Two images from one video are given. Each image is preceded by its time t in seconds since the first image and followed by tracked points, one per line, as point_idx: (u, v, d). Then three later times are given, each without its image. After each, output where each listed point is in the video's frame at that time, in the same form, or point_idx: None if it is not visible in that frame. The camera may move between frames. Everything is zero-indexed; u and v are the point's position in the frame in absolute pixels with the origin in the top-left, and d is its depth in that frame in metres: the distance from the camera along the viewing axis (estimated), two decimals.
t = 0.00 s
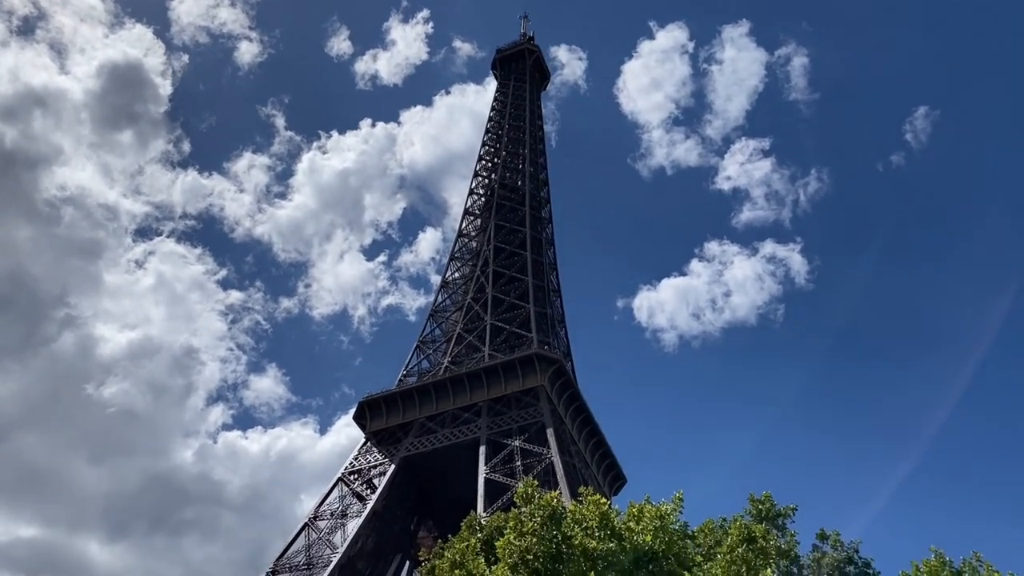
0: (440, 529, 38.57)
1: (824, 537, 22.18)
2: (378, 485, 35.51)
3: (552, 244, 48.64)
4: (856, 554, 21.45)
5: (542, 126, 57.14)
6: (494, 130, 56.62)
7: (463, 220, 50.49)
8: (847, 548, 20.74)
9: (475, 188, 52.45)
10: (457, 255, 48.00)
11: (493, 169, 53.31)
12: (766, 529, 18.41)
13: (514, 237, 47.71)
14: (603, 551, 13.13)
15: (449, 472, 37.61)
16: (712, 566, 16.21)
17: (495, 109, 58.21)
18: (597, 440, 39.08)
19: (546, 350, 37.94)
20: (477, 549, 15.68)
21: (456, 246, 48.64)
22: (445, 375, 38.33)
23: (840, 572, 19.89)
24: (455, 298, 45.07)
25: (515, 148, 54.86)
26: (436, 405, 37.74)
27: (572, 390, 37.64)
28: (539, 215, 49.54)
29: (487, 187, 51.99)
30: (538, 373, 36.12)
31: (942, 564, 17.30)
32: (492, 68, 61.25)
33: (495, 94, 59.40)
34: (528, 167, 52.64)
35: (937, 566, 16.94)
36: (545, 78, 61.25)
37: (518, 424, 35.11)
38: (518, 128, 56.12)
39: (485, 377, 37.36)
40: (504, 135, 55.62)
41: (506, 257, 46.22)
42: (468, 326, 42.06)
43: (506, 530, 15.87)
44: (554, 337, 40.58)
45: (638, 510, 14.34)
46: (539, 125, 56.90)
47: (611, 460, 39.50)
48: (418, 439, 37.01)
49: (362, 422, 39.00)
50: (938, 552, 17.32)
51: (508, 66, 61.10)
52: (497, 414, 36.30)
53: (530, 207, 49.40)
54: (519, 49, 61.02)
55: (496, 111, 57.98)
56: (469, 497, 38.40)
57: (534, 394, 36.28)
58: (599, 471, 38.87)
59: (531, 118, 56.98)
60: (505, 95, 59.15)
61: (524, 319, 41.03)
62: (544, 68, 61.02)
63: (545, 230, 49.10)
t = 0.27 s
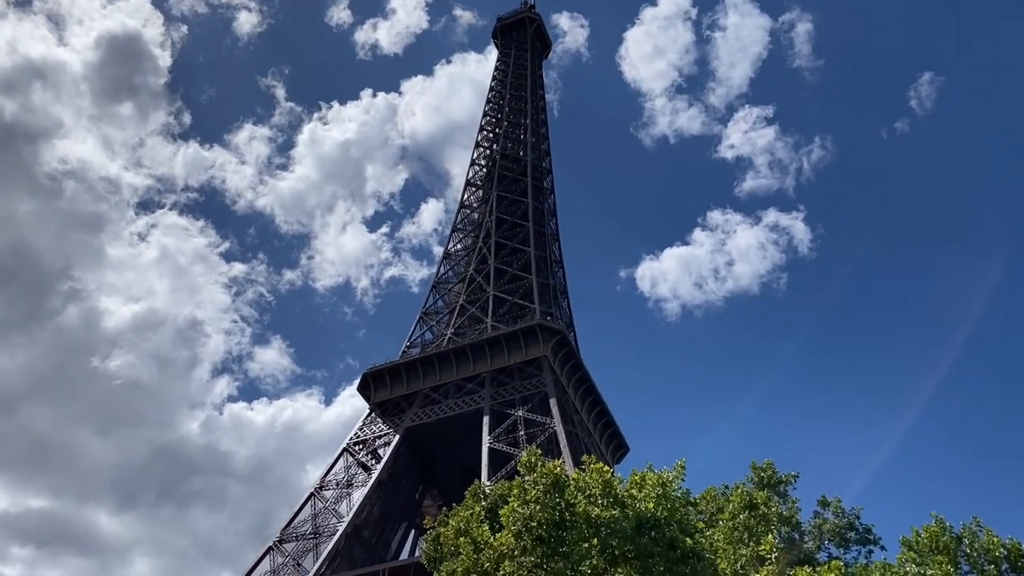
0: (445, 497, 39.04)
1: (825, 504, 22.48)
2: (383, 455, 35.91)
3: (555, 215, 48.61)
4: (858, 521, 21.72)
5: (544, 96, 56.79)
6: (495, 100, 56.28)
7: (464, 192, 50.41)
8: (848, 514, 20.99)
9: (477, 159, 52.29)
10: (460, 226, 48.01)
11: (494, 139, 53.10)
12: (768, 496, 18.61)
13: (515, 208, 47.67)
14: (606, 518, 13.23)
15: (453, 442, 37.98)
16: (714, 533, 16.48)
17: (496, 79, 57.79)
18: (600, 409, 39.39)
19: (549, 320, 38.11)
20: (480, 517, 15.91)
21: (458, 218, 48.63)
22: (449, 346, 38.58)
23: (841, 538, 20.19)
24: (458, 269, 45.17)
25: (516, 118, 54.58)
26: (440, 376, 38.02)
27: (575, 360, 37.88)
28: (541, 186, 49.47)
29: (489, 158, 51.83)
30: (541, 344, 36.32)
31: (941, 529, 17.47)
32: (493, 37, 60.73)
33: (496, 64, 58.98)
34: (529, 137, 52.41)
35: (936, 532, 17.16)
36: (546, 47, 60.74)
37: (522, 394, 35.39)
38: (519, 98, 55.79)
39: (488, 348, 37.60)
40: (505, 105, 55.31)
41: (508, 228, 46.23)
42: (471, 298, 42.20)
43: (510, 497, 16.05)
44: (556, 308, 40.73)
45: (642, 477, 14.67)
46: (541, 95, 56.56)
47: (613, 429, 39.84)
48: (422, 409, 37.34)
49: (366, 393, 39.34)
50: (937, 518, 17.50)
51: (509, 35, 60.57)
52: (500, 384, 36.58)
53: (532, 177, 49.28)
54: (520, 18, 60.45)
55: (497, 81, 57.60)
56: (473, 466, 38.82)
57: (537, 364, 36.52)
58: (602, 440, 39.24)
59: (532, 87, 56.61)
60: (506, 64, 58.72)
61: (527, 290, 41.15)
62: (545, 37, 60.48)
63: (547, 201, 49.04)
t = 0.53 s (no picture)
0: (449, 471, 39.43)
1: (828, 476, 22.71)
2: (388, 430, 36.23)
3: (557, 190, 48.55)
4: (860, 492, 21.92)
5: (546, 71, 56.44)
6: (497, 74, 55.94)
7: (466, 168, 50.31)
8: (850, 487, 21.20)
9: (479, 134, 52.11)
10: (462, 203, 47.98)
11: (496, 115, 52.86)
12: (771, 469, 18.74)
13: (518, 184, 47.59)
14: (609, 491, 13.31)
15: (457, 416, 38.28)
16: (717, 506, 16.67)
17: (497, 53, 57.39)
18: (603, 384, 39.65)
19: (552, 296, 38.23)
20: (484, 489, 16.12)
21: (460, 194, 48.58)
22: (452, 322, 38.77)
23: (843, 510, 20.43)
24: (460, 246, 45.22)
25: (518, 93, 54.28)
26: (443, 352, 38.25)
27: (578, 336, 38.06)
28: (543, 161, 49.36)
29: (491, 134, 51.64)
30: (544, 319, 36.47)
31: (942, 500, 17.61)
32: (494, 11, 60.22)
33: (497, 38, 58.55)
34: (531, 112, 52.16)
35: (936, 503, 17.32)
36: (548, 20, 60.25)
37: (525, 369, 35.62)
38: (521, 72, 55.45)
39: (492, 324, 37.78)
40: (507, 80, 54.98)
41: (511, 204, 46.21)
42: (474, 274, 42.29)
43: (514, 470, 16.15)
44: (559, 284, 40.83)
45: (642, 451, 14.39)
46: (543, 69, 56.21)
47: (617, 404, 40.12)
48: (426, 385, 37.60)
49: (370, 368, 39.60)
50: (938, 489, 17.62)
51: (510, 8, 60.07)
52: (504, 360, 36.80)
53: (534, 153, 49.15)
54: None
55: (499, 55, 57.20)
56: (477, 440, 39.16)
57: (540, 340, 36.71)
58: (605, 414, 39.53)
59: (534, 61, 56.24)
60: (508, 39, 58.29)
61: (530, 266, 41.23)
62: (547, 10, 59.96)
63: (549, 176, 48.95)
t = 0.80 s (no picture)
0: (455, 442, 39.72)
1: (832, 446, 22.81)
2: (394, 403, 36.45)
3: (561, 162, 48.31)
4: (864, 461, 22.01)
5: (549, 40, 55.87)
6: (500, 44, 55.39)
7: (470, 140, 50.03)
8: (855, 456, 21.29)
9: (482, 106, 51.75)
10: (466, 175, 47.79)
11: (499, 86, 52.45)
12: (775, 438, 18.79)
13: (522, 156, 47.35)
14: (614, 461, 13.38)
15: (462, 388, 38.46)
16: (722, 475, 16.74)
17: (500, 22, 56.77)
18: (608, 355, 39.75)
19: (556, 269, 38.21)
20: (490, 460, 16.24)
21: (464, 166, 48.37)
22: (457, 295, 38.82)
23: (847, 479, 20.54)
24: (464, 218, 45.14)
25: (521, 63, 53.79)
26: (448, 325, 38.35)
27: (582, 308, 38.10)
28: (547, 133, 49.06)
29: (494, 105, 51.27)
30: (548, 292, 36.49)
31: (947, 468, 17.62)
32: None
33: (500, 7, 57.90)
34: (535, 83, 51.73)
35: (941, 471, 17.35)
36: None
37: (530, 342, 35.71)
38: (524, 42, 54.90)
39: (496, 296, 37.83)
40: (510, 50, 54.46)
41: (515, 176, 46.02)
42: (478, 247, 42.25)
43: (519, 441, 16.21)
44: (564, 256, 40.80)
45: (648, 421, 14.36)
46: (546, 39, 55.64)
47: (621, 375, 40.26)
48: (431, 357, 37.75)
49: (376, 341, 39.75)
50: (943, 457, 17.61)
51: None
52: (508, 332, 36.89)
53: (538, 124, 48.83)
54: None
55: (501, 25, 56.60)
56: (483, 411, 39.38)
57: (545, 312, 36.75)
58: (610, 385, 39.69)
59: (537, 31, 55.64)
60: (510, 8, 57.62)
61: (534, 239, 41.17)
62: None
63: (553, 148, 48.68)
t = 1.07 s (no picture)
0: (463, 411, 39.97)
1: (839, 412, 22.84)
2: (402, 372, 36.64)
3: (567, 130, 47.95)
4: (871, 427, 22.06)
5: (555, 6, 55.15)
6: (505, 10, 54.71)
7: (475, 108, 49.66)
8: (862, 422, 21.32)
9: (487, 73, 51.27)
10: (471, 144, 47.51)
11: (504, 53, 51.90)
12: (782, 405, 18.81)
13: (528, 124, 47.00)
14: (622, 428, 13.44)
15: (469, 358, 38.60)
16: (729, 442, 16.79)
17: None
18: (615, 324, 39.78)
19: (563, 238, 38.10)
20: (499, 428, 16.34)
21: (469, 135, 48.07)
22: (463, 265, 38.80)
23: (853, 445, 20.60)
24: (470, 188, 44.97)
25: (527, 30, 53.16)
26: (455, 295, 38.39)
27: (589, 277, 38.05)
28: (553, 101, 48.64)
29: (499, 72, 50.78)
30: (555, 261, 36.42)
31: (954, 434, 17.62)
32: None
33: None
34: (540, 49, 51.17)
35: (948, 436, 17.35)
36: None
37: (537, 311, 35.74)
38: (530, 8, 54.23)
39: (503, 266, 37.79)
40: (515, 16, 53.80)
41: (521, 145, 45.73)
42: (484, 216, 42.14)
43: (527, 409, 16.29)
44: (570, 225, 40.65)
45: (655, 389, 14.41)
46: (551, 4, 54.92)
47: (628, 343, 40.32)
48: (439, 327, 37.84)
49: (384, 312, 39.86)
50: (950, 422, 17.59)
51: None
52: (515, 302, 36.91)
53: (544, 92, 48.39)
54: None
55: None
56: (490, 380, 39.57)
57: (552, 282, 36.71)
58: (617, 354, 39.77)
59: None
60: None
61: (540, 208, 41.02)
62: None
63: (559, 115, 48.28)
